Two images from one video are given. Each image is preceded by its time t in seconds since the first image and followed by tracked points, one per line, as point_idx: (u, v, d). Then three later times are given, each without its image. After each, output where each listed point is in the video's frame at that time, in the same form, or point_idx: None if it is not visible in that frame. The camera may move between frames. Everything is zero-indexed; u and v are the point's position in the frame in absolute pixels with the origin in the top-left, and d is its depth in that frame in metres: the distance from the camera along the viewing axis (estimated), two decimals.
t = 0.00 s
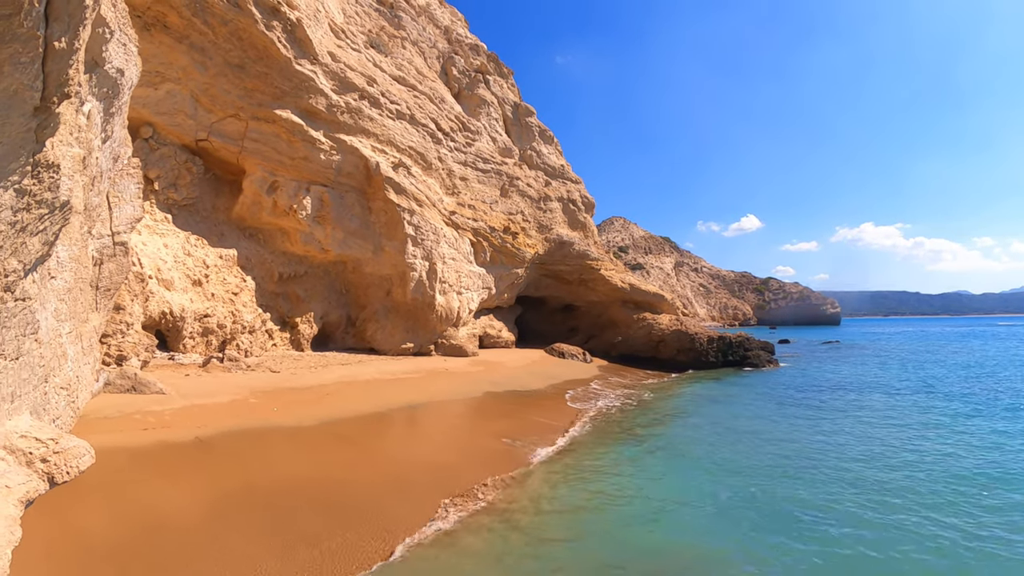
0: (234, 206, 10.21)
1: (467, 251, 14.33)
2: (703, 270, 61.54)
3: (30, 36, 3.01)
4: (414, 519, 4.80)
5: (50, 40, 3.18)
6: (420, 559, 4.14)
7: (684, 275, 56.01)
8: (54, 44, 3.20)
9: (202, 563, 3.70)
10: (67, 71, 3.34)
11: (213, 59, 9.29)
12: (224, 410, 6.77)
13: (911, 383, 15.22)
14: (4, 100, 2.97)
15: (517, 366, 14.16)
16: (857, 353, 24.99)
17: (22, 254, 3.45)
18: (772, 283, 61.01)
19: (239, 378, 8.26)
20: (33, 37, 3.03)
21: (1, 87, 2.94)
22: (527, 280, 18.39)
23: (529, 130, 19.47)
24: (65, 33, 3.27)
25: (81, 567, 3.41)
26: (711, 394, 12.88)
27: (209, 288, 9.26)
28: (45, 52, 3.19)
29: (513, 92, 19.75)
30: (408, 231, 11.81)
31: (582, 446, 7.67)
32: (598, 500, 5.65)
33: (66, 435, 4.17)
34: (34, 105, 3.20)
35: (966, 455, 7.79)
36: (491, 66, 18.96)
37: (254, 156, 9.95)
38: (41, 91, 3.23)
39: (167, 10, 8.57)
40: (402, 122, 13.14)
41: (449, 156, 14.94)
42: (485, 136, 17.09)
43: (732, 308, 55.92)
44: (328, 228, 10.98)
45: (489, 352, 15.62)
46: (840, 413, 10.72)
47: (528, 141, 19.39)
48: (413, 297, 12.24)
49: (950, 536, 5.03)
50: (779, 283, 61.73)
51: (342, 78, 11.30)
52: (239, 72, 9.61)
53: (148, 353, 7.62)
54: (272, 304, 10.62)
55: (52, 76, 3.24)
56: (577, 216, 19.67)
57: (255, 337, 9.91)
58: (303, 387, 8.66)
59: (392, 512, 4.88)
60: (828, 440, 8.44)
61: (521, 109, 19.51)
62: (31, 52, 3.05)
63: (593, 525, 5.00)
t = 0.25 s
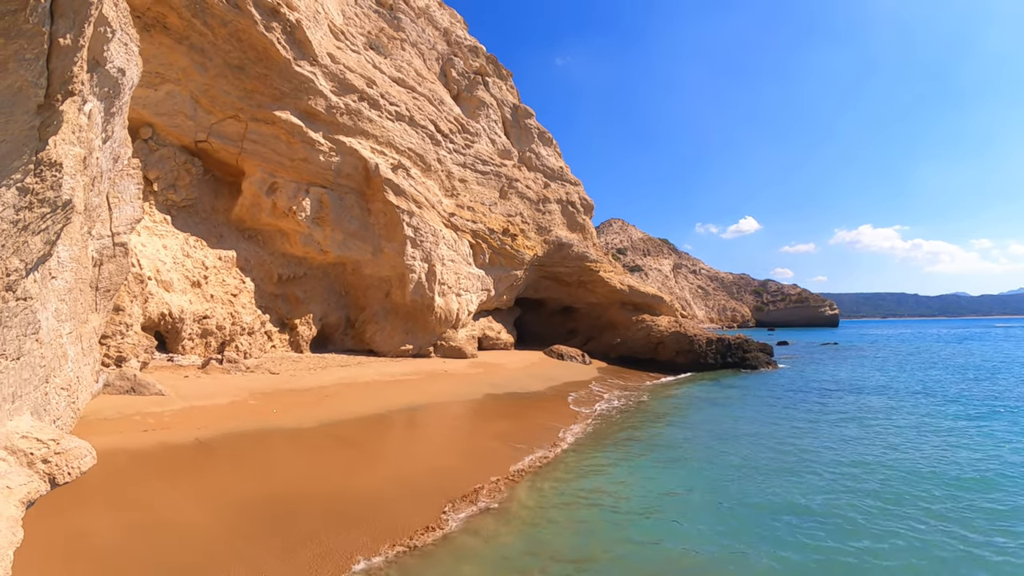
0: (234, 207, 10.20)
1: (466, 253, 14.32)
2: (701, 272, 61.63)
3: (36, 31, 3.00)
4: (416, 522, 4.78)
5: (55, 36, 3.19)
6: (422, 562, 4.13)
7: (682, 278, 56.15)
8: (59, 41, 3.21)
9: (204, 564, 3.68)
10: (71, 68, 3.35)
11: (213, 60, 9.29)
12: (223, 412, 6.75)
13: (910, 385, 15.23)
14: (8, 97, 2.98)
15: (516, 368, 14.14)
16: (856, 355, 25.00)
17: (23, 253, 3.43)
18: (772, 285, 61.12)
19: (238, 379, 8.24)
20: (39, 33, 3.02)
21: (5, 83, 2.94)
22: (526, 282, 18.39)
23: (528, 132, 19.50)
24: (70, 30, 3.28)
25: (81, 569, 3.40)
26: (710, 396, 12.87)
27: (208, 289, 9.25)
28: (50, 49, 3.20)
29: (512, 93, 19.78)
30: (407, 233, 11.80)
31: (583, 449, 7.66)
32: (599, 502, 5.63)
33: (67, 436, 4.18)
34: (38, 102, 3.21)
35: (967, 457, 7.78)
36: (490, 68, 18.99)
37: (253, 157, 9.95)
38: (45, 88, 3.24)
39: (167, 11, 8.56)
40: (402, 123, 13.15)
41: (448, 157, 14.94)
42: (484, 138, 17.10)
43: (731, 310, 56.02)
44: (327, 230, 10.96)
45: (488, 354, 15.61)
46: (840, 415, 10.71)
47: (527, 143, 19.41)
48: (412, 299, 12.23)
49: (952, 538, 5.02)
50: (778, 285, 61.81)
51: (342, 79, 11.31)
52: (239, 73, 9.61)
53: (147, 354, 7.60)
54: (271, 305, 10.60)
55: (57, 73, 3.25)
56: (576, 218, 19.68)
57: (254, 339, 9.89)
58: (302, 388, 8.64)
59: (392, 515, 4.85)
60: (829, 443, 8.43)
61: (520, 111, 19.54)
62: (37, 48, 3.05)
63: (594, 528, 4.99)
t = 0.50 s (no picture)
0: (227, 210, 10.18)
1: (459, 255, 14.33)
2: (694, 274, 61.97)
3: (26, 31, 3.03)
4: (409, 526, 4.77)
5: (47, 37, 3.20)
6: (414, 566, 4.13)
7: (676, 280, 56.48)
8: (50, 41, 3.22)
9: (197, 567, 3.69)
10: (62, 68, 3.36)
11: (206, 61, 9.27)
12: (216, 414, 6.73)
13: (901, 386, 15.38)
14: None
15: (509, 370, 14.16)
16: (848, 357, 25.24)
17: (14, 254, 3.42)
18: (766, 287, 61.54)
19: (231, 382, 8.22)
20: (30, 33, 3.06)
21: None
22: (520, 284, 18.44)
23: (522, 134, 19.56)
24: (61, 30, 3.28)
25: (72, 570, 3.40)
26: (703, 398, 12.96)
27: (201, 291, 9.22)
28: (41, 48, 3.21)
29: (506, 96, 19.85)
30: (400, 236, 11.80)
31: (576, 451, 7.69)
32: (591, 505, 5.67)
33: (58, 437, 4.19)
34: (28, 102, 3.23)
35: (955, 458, 7.86)
36: (484, 70, 19.04)
37: (246, 159, 9.93)
38: (35, 88, 3.25)
39: (161, 12, 8.54)
40: (395, 126, 13.16)
41: (442, 159, 14.97)
42: (477, 140, 17.14)
43: (724, 312, 56.40)
44: (321, 232, 10.95)
45: (481, 356, 15.62)
46: (831, 417, 10.81)
47: (521, 146, 19.48)
48: (405, 301, 12.22)
49: (938, 539, 5.10)
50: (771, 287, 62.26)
51: (335, 82, 11.31)
52: (232, 75, 9.60)
53: (140, 357, 7.57)
54: (264, 308, 10.57)
55: (48, 73, 3.26)
56: (570, 221, 19.76)
57: (246, 342, 9.86)
58: (295, 391, 8.62)
59: (384, 518, 4.85)
60: (820, 444, 8.50)
61: (514, 113, 19.61)
62: (27, 48, 3.08)
63: (587, 530, 5.02)
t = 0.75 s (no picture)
0: (218, 212, 10.14)
1: (450, 259, 14.36)
2: (686, 277, 62.44)
3: (15, 36, 3.06)
4: (405, 531, 4.75)
5: (36, 41, 3.23)
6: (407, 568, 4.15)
7: (667, 283, 56.93)
8: (40, 46, 3.26)
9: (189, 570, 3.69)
10: (52, 72, 3.39)
11: (198, 64, 9.24)
12: (206, 418, 6.69)
13: (886, 389, 15.61)
14: None
15: (500, 373, 14.19)
16: (836, 359, 25.56)
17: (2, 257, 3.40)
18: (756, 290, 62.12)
19: (222, 386, 8.17)
20: (18, 37, 3.09)
21: None
22: (511, 287, 18.51)
23: (513, 137, 19.66)
24: (51, 34, 3.32)
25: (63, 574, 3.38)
26: (693, 401, 13.08)
27: (191, 294, 9.17)
28: (30, 53, 3.24)
29: (497, 99, 19.95)
30: (391, 239, 11.81)
31: (566, 454, 7.74)
32: (581, 507, 5.72)
33: (48, 440, 4.09)
34: (18, 106, 3.23)
35: (938, 460, 8.01)
36: (475, 73, 19.12)
37: (237, 162, 9.91)
38: (25, 92, 3.27)
39: (152, 14, 8.51)
40: (386, 129, 13.19)
41: (433, 163, 15.01)
42: (468, 143, 17.20)
43: (715, 315, 56.88)
44: (312, 235, 10.93)
45: (472, 359, 15.65)
46: (818, 420, 10.94)
47: (512, 149, 19.57)
48: (396, 305, 12.21)
49: (919, 540, 5.20)
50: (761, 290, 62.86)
51: (327, 84, 11.32)
52: (223, 78, 9.58)
53: (130, 360, 7.51)
54: (255, 311, 10.53)
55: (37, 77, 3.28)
56: (561, 224, 19.86)
57: (237, 345, 9.81)
58: (286, 395, 8.59)
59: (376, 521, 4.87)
60: (807, 447, 8.61)
61: (505, 116, 19.69)
62: (16, 53, 3.10)
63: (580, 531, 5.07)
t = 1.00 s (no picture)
0: (207, 214, 10.08)
1: (439, 261, 14.37)
2: (676, 280, 62.96)
3: (6, 36, 3.08)
4: (396, 532, 4.78)
5: (25, 42, 3.27)
6: (399, 567, 4.17)
7: (656, 286, 57.38)
8: (29, 47, 3.30)
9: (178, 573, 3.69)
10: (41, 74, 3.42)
11: (188, 64, 9.20)
12: (196, 421, 6.65)
13: (870, 390, 15.88)
14: None
15: (489, 376, 14.22)
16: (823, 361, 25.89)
17: None
18: (745, 293, 62.73)
19: (211, 388, 8.12)
20: (8, 38, 3.11)
21: None
22: (500, 290, 18.56)
23: (503, 140, 19.74)
24: (40, 36, 3.35)
25: None
26: (680, 403, 13.21)
27: (180, 296, 9.10)
28: (20, 55, 3.27)
29: (487, 102, 20.03)
30: (381, 241, 11.80)
31: (556, 456, 7.80)
32: (571, 507, 5.77)
33: (36, 442, 4.03)
34: (8, 107, 3.24)
35: (918, 459, 8.19)
36: (465, 76, 19.19)
37: (227, 164, 9.85)
38: (14, 94, 3.28)
39: (143, 14, 8.47)
40: (376, 131, 13.19)
41: (423, 165, 15.03)
42: (458, 146, 17.24)
43: (703, 318, 57.41)
44: (301, 237, 10.90)
45: (461, 362, 15.66)
46: (803, 421, 11.10)
47: (501, 152, 19.65)
48: (385, 307, 12.19)
49: (899, 534, 5.33)
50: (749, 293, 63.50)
51: (317, 86, 11.31)
52: (213, 78, 9.53)
53: (118, 362, 7.44)
54: (244, 313, 10.46)
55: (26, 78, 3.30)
56: (550, 227, 19.97)
57: (226, 347, 9.74)
58: (275, 397, 8.54)
59: (368, 524, 4.88)
60: (792, 448, 8.73)
61: (495, 119, 19.78)
62: (6, 53, 3.13)
63: (569, 531, 5.10)
